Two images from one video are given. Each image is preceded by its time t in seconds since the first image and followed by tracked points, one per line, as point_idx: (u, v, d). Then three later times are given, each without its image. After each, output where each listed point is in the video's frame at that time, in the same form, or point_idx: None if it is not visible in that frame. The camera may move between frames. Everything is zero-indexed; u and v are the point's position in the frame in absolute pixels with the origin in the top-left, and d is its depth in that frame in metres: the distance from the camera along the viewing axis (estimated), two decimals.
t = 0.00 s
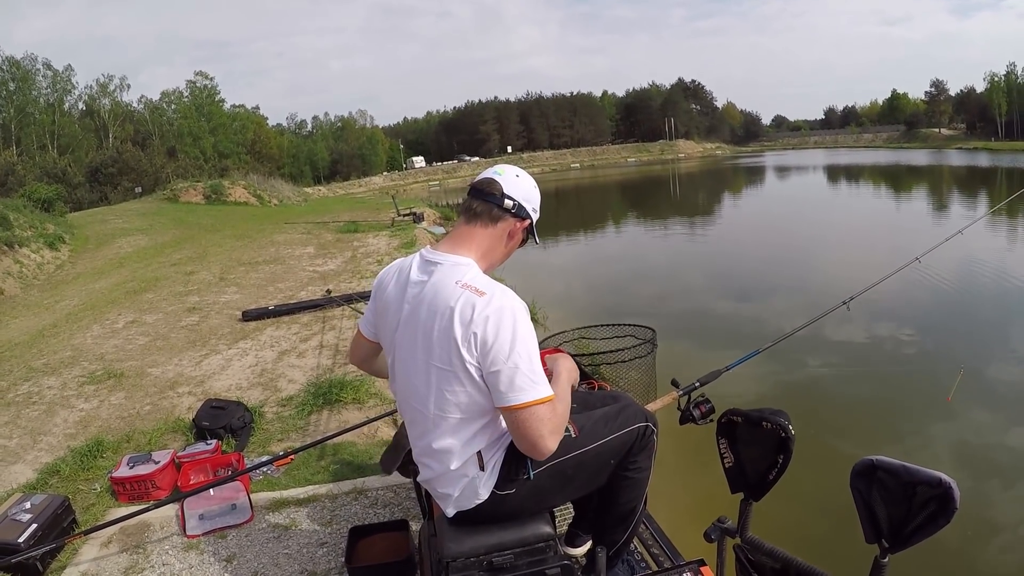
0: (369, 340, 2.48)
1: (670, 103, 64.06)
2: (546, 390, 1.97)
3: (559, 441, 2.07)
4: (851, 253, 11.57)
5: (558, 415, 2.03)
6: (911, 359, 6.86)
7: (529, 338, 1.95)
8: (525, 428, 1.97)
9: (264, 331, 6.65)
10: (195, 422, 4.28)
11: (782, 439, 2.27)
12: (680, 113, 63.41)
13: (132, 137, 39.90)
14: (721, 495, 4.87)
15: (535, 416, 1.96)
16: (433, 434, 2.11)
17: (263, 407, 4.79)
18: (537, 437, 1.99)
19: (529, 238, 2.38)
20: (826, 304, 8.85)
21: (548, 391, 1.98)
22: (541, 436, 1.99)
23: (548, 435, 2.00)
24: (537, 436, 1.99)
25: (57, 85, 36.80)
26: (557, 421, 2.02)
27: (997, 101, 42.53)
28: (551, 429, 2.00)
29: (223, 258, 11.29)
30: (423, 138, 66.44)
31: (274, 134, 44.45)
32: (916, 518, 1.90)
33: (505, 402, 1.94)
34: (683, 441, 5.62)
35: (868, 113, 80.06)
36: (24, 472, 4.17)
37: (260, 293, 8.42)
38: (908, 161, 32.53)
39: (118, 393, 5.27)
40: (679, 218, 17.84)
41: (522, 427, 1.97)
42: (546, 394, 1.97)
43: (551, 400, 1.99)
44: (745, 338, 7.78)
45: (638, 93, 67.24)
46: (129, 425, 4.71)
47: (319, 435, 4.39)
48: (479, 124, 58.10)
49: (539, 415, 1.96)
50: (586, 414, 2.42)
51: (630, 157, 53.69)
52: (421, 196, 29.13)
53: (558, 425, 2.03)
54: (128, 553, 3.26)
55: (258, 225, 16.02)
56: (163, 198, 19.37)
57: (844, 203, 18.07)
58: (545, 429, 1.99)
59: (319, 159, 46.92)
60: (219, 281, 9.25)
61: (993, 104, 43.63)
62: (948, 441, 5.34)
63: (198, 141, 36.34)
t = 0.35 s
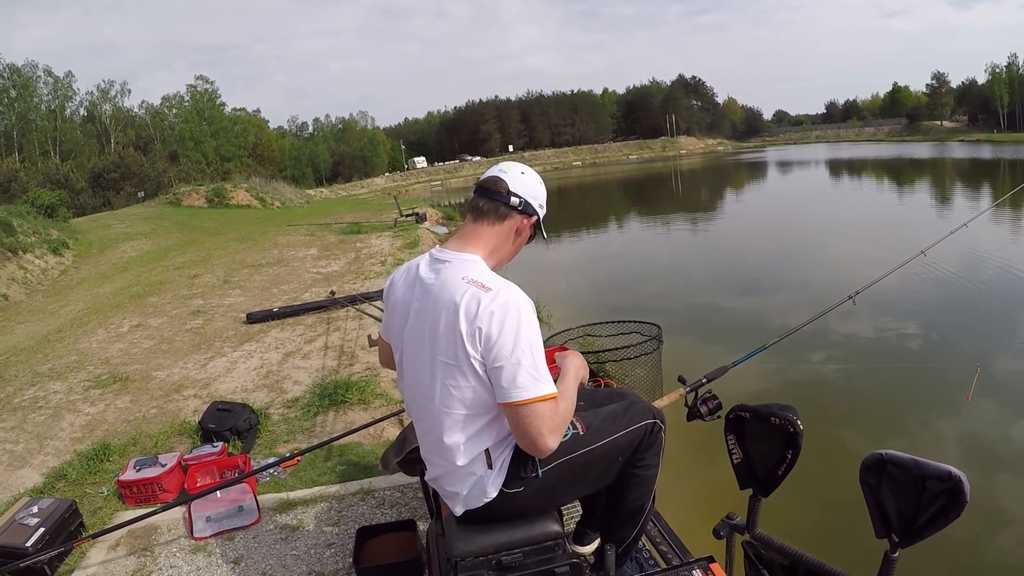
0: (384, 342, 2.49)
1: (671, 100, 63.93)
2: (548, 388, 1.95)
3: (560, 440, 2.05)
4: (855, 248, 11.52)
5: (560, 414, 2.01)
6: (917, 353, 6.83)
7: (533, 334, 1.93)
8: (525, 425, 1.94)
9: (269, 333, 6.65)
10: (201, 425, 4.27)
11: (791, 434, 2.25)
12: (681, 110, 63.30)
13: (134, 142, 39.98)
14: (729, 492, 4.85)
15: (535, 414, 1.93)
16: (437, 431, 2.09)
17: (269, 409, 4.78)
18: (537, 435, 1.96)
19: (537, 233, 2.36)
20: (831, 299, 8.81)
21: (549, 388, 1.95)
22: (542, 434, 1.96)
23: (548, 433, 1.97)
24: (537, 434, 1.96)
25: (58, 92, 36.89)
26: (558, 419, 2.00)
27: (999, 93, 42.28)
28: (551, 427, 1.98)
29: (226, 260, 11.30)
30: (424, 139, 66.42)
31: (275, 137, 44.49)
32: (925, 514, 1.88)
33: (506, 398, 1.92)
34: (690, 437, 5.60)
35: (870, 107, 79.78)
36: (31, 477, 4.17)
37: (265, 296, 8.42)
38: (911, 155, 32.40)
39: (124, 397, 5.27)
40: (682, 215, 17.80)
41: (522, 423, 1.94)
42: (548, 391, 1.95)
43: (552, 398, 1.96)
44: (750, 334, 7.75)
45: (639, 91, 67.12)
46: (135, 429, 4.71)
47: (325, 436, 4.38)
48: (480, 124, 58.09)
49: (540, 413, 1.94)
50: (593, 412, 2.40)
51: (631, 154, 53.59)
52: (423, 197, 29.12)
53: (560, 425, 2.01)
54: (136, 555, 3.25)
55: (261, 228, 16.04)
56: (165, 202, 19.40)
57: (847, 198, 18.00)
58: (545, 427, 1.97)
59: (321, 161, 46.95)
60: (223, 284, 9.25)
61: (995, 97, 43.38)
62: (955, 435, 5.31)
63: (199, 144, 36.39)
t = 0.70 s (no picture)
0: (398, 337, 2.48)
1: (675, 94, 63.61)
2: (548, 381, 1.90)
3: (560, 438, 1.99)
4: (863, 240, 11.43)
5: (558, 413, 1.95)
6: (926, 345, 6.76)
7: (536, 326, 1.89)
8: (521, 418, 1.90)
9: (276, 332, 6.64)
10: (210, 424, 4.26)
11: (802, 426, 2.21)
12: (685, 103, 63.00)
13: (138, 145, 40.09)
14: (740, 484, 4.81)
15: (532, 407, 1.89)
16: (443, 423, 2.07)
17: (277, 408, 4.77)
18: (534, 429, 1.91)
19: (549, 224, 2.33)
20: (839, 291, 8.74)
21: (549, 383, 1.90)
22: (539, 428, 1.91)
23: (543, 430, 1.92)
24: (532, 430, 1.91)
25: (61, 97, 37.03)
26: (555, 417, 1.94)
27: (1005, 83, 41.84)
28: (549, 423, 1.92)
29: (232, 261, 11.32)
30: (428, 136, 66.36)
31: (279, 138, 44.55)
32: (939, 504, 1.84)
33: (505, 390, 1.88)
34: (700, 430, 5.56)
35: (875, 97, 79.18)
36: (41, 480, 4.18)
37: (271, 295, 8.42)
38: (917, 146, 32.12)
39: (132, 398, 5.28)
40: (688, 208, 17.71)
41: (518, 416, 1.90)
42: (547, 385, 1.90)
43: (552, 392, 1.91)
44: (758, 327, 7.70)
45: (642, 85, 66.84)
46: (144, 429, 4.72)
47: (334, 434, 4.37)
48: (483, 121, 58.00)
49: (537, 407, 1.89)
50: (603, 405, 2.37)
51: (636, 148, 53.37)
52: (428, 194, 29.09)
53: (559, 421, 1.95)
54: (146, 556, 3.25)
55: (266, 228, 16.05)
56: (171, 204, 19.45)
57: (853, 190, 17.87)
58: (543, 422, 1.91)
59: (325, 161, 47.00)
60: (230, 284, 9.26)
61: (1001, 86, 42.93)
62: (965, 426, 5.26)
63: (203, 146, 36.44)
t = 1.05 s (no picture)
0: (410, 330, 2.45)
1: (683, 90, 63.32)
2: (543, 376, 1.84)
3: (554, 436, 1.92)
4: (872, 238, 11.34)
5: (550, 411, 1.88)
6: (934, 344, 6.68)
7: (534, 320, 1.83)
8: (513, 412, 1.84)
9: (283, 325, 6.63)
10: (216, 417, 4.24)
11: (812, 423, 2.17)
12: (693, 99, 62.69)
13: (146, 137, 40.19)
14: (747, 482, 4.76)
15: (524, 402, 1.83)
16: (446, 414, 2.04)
17: (283, 400, 4.75)
18: (524, 424, 1.85)
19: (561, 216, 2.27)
20: (848, 290, 8.67)
21: (544, 378, 1.84)
22: (530, 424, 1.85)
23: (534, 426, 1.85)
24: (522, 425, 1.85)
25: (69, 89, 37.15)
26: (548, 414, 1.87)
27: (1015, 82, 41.39)
28: (542, 420, 1.86)
29: (239, 253, 11.32)
30: (435, 131, 66.28)
31: (287, 131, 44.58)
32: (949, 504, 1.79)
33: (498, 381, 1.82)
34: (708, 427, 5.51)
35: (884, 95, 78.57)
36: (47, 470, 4.18)
37: (278, 288, 8.41)
38: (926, 145, 31.86)
39: (139, 389, 5.28)
40: (696, 204, 17.62)
41: (510, 409, 1.84)
42: (542, 380, 1.84)
43: (547, 388, 1.85)
44: (766, 325, 7.64)
45: (651, 81, 66.56)
46: (151, 421, 4.71)
47: (340, 427, 4.35)
48: (491, 116, 57.87)
49: (529, 402, 1.83)
50: (611, 400, 2.33)
51: (643, 144, 53.14)
52: (435, 188, 29.06)
53: (554, 418, 1.89)
54: (151, 548, 3.24)
55: (273, 221, 16.04)
56: (179, 196, 19.48)
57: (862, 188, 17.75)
58: (533, 417, 1.85)
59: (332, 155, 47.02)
60: (237, 276, 9.26)
61: (1011, 86, 42.47)
62: (972, 426, 5.19)
63: (211, 139, 36.53)
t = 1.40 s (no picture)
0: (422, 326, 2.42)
1: (693, 87, 63.00)
2: (550, 381, 1.80)
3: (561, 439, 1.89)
4: (883, 237, 11.22)
5: (557, 415, 1.84)
6: (945, 344, 6.60)
7: (543, 323, 1.80)
8: (519, 416, 1.81)
9: (291, 319, 6.63)
10: (225, 410, 4.24)
11: (823, 425, 2.12)
12: (702, 95, 62.36)
13: (155, 130, 40.36)
14: (755, 481, 4.71)
15: (530, 405, 1.79)
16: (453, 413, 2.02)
17: (291, 395, 4.74)
18: (531, 428, 1.82)
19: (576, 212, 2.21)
20: (859, 288, 8.58)
21: (551, 382, 1.80)
22: (537, 428, 1.82)
23: (540, 430, 1.82)
24: (528, 429, 1.82)
25: (79, 82, 37.31)
26: (554, 418, 1.84)
27: None
28: (549, 424, 1.83)
29: (248, 247, 11.34)
30: (444, 126, 66.22)
31: (296, 125, 44.65)
32: (960, 508, 1.75)
33: (503, 384, 1.79)
34: (717, 425, 5.47)
35: (895, 93, 77.78)
36: (55, 462, 4.19)
37: (287, 282, 8.41)
38: (937, 142, 31.53)
39: (147, 382, 5.28)
40: (705, 201, 17.52)
41: (516, 413, 1.81)
42: (549, 385, 1.80)
43: (554, 392, 1.81)
44: (775, 323, 7.58)
45: (660, 77, 66.24)
46: (158, 414, 4.71)
47: (348, 423, 4.33)
48: (499, 111, 57.79)
49: (536, 407, 1.80)
50: (622, 400, 2.30)
51: (652, 141, 52.90)
52: (442, 183, 29.03)
53: (560, 423, 1.86)
54: (158, 541, 3.24)
55: (282, 215, 16.07)
56: (188, 189, 19.53)
57: (872, 186, 17.58)
58: (540, 422, 1.82)
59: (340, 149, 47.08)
60: (246, 270, 9.27)
61: None
62: (981, 429, 5.12)
63: (220, 132, 36.65)
